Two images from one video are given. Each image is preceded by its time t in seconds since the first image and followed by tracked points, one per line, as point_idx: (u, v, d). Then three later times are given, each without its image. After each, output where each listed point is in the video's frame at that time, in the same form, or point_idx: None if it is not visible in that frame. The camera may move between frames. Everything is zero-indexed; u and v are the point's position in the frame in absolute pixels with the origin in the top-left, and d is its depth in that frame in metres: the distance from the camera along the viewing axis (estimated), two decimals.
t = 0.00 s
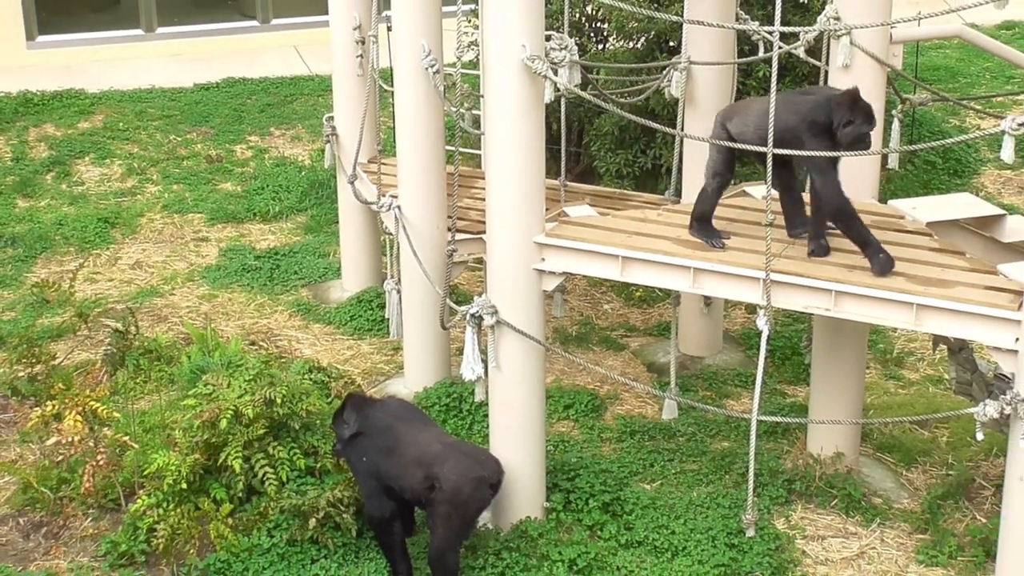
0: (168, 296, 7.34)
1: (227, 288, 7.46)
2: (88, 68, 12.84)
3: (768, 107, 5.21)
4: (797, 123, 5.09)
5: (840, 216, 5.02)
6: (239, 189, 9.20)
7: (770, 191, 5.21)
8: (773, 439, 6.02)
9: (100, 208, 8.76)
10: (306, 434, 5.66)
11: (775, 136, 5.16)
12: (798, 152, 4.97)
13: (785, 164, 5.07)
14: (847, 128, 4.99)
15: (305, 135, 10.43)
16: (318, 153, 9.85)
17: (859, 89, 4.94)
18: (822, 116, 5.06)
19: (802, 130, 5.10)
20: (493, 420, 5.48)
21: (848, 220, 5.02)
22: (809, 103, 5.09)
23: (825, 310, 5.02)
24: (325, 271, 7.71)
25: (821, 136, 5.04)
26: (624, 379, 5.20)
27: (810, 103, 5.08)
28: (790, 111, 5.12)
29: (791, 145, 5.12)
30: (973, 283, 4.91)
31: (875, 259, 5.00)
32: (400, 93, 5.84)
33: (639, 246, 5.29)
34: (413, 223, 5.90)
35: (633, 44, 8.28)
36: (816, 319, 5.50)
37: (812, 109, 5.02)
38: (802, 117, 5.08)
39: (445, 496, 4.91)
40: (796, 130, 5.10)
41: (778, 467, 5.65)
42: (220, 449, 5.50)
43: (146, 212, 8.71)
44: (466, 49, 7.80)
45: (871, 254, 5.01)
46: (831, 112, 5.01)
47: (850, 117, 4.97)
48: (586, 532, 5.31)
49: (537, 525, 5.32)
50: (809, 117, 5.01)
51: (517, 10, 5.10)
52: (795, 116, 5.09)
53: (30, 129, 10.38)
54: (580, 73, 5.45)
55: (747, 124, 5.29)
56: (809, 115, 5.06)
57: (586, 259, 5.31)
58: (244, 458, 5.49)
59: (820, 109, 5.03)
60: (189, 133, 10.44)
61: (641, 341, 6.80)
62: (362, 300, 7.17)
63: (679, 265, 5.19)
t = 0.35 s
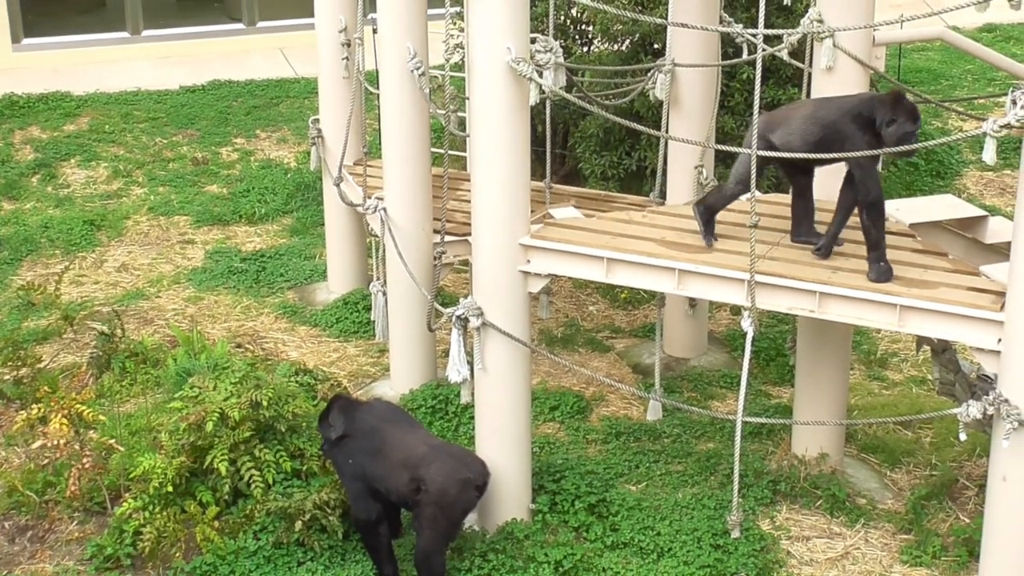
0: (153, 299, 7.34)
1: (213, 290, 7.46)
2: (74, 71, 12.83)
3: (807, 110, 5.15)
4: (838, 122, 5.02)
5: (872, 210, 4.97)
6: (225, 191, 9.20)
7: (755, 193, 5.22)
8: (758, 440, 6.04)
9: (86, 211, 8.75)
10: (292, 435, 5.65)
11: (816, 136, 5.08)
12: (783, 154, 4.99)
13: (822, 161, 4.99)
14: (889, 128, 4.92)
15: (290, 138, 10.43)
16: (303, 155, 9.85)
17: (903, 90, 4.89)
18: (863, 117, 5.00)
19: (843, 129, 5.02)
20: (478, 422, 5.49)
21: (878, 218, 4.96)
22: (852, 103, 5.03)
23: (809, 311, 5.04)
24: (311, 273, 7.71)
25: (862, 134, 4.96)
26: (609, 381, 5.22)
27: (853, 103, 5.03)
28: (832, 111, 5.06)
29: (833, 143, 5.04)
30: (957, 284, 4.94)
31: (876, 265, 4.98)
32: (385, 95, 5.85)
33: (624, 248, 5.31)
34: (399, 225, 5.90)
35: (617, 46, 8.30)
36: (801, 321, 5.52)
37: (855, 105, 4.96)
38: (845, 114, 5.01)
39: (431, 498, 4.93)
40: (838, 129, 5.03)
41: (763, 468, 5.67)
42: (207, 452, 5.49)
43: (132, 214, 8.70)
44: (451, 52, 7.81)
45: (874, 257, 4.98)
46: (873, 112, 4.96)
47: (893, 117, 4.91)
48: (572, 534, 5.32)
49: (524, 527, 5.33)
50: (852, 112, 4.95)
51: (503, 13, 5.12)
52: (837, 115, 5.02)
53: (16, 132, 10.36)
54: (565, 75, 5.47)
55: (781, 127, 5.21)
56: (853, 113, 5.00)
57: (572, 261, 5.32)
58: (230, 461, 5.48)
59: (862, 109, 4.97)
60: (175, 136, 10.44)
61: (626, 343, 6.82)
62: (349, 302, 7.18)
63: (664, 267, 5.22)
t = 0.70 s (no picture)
0: (129, 306, 7.32)
1: (189, 297, 7.44)
2: (49, 77, 12.78)
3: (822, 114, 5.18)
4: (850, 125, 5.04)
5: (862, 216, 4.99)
6: (201, 198, 9.18)
7: (732, 197, 5.23)
8: (735, 444, 6.06)
9: (61, 218, 8.72)
10: (269, 442, 5.64)
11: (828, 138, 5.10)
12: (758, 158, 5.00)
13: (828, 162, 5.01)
14: (900, 131, 4.90)
15: (267, 144, 10.41)
16: (280, 162, 9.84)
17: (918, 94, 4.87)
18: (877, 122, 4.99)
19: (854, 132, 5.04)
20: (456, 428, 5.49)
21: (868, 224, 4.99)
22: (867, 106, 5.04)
23: (785, 316, 5.06)
24: (288, 280, 7.70)
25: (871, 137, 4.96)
26: (587, 386, 5.23)
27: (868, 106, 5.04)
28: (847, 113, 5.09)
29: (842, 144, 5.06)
30: (932, 288, 4.98)
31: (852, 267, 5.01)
32: (360, 102, 5.85)
33: (601, 253, 5.32)
34: (375, 231, 5.90)
35: (593, 52, 8.33)
36: (777, 325, 5.54)
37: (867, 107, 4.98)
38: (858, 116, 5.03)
39: (408, 504, 4.92)
40: (849, 130, 5.05)
41: (740, 472, 5.69)
42: (183, 459, 5.48)
43: (108, 221, 8.68)
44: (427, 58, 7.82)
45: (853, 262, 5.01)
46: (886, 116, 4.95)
47: (905, 119, 4.89)
48: (550, 539, 5.32)
49: (502, 532, 5.33)
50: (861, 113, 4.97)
51: (479, 19, 5.13)
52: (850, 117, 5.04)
53: None
54: (541, 81, 5.48)
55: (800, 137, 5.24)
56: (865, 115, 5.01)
57: (549, 267, 5.33)
58: (207, 467, 5.46)
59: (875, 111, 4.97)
60: (151, 142, 10.41)
61: (603, 348, 6.83)
62: (326, 308, 7.18)
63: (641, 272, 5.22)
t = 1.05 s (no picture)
0: (104, 308, 7.29)
1: (164, 299, 7.42)
2: (24, 79, 12.72)
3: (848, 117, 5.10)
4: (880, 124, 4.97)
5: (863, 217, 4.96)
6: (176, 199, 9.15)
7: (708, 195, 5.22)
8: (711, 443, 6.07)
9: (35, 220, 8.68)
10: (246, 444, 5.62)
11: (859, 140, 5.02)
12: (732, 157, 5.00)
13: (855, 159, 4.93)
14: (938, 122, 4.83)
15: (242, 145, 10.38)
16: (255, 162, 9.82)
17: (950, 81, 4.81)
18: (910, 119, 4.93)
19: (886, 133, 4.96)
20: (433, 428, 5.48)
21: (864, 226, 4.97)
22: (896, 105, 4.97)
23: (761, 314, 5.07)
24: (264, 281, 7.68)
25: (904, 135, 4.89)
26: (564, 386, 5.23)
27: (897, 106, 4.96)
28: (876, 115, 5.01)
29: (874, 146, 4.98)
30: (907, 286, 4.99)
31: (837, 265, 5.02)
32: (335, 102, 5.83)
33: (577, 253, 5.32)
34: (351, 231, 5.89)
35: (568, 52, 8.33)
36: (753, 324, 5.55)
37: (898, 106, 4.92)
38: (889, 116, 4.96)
39: (386, 505, 4.91)
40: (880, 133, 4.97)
41: (716, 471, 5.69)
42: (159, 461, 5.44)
43: (82, 223, 8.64)
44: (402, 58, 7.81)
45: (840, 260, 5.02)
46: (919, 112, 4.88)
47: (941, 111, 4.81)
48: (527, 539, 5.32)
49: (480, 532, 5.33)
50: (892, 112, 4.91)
51: (454, 19, 5.12)
52: (880, 116, 4.98)
53: None
54: (516, 81, 5.48)
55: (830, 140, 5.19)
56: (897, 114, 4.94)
57: (525, 266, 5.33)
58: (183, 470, 5.43)
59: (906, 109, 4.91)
60: (126, 144, 10.38)
61: (580, 347, 6.84)
62: (302, 309, 7.16)
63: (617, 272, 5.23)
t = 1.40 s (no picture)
0: (80, 312, 7.28)
1: (141, 303, 7.41)
2: None
3: (862, 114, 5.21)
4: (896, 114, 5.09)
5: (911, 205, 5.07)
6: (152, 204, 9.14)
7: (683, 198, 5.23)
8: (689, 445, 6.08)
9: (10, 225, 8.65)
10: (224, 448, 5.59)
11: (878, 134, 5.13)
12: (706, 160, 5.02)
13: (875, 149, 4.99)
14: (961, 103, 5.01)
15: (218, 149, 10.37)
16: (232, 166, 9.80)
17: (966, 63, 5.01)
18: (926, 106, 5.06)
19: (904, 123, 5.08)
20: (411, 432, 5.48)
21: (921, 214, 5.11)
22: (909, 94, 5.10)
23: (738, 316, 5.07)
24: (241, 285, 7.67)
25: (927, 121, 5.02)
26: (541, 388, 5.23)
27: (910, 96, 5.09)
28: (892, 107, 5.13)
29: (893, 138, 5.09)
30: (884, 287, 5.00)
31: (829, 263, 5.17)
32: (312, 105, 5.82)
33: (554, 256, 5.33)
34: (328, 235, 5.89)
35: (544, 54, 8.34)
36: (729, 326, 5.56)
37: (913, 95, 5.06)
38: (904, 106, 5.08)
39: (363, 508, 4.90)
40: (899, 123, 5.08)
41: (694, 473, 5.70)
42: (136, 466, 5.41)
43: (58, 227, 8.62)
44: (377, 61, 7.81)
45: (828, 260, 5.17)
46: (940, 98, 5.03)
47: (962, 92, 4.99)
48: (506, 542, 5.31)
49: (457, 535, 5.33)
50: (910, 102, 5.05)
51: (430, 22, 5.12)
52: (894, 106, 5.10)
53: None
54: (492, 84, 5.48)
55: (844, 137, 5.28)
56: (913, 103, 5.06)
57: (502, 270, 5.33)
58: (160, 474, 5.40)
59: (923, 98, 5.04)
60: (102, 148, 10.36)
61: (558, 350, 6.85)
62: (279, 313, 7.16)
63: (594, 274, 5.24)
